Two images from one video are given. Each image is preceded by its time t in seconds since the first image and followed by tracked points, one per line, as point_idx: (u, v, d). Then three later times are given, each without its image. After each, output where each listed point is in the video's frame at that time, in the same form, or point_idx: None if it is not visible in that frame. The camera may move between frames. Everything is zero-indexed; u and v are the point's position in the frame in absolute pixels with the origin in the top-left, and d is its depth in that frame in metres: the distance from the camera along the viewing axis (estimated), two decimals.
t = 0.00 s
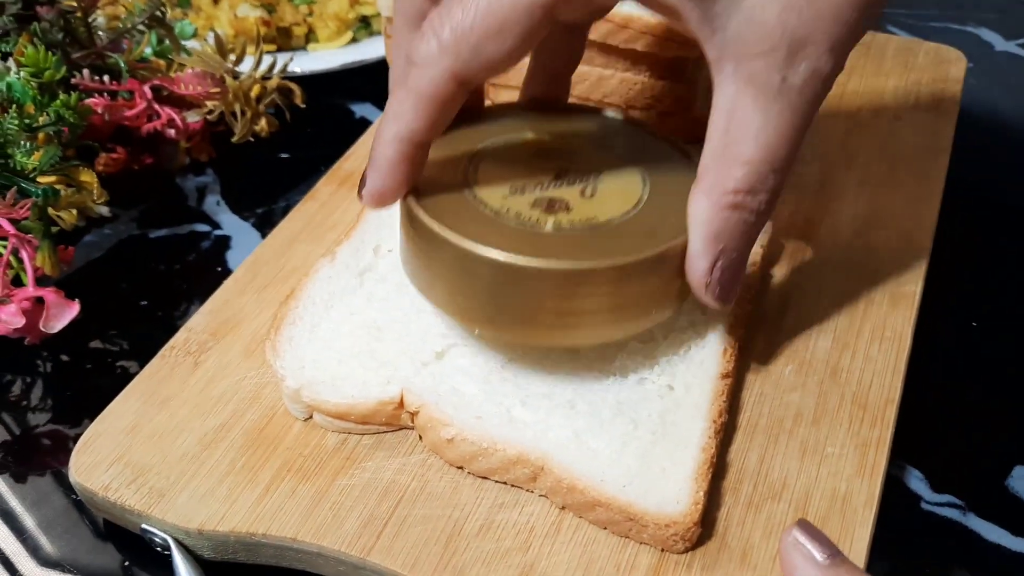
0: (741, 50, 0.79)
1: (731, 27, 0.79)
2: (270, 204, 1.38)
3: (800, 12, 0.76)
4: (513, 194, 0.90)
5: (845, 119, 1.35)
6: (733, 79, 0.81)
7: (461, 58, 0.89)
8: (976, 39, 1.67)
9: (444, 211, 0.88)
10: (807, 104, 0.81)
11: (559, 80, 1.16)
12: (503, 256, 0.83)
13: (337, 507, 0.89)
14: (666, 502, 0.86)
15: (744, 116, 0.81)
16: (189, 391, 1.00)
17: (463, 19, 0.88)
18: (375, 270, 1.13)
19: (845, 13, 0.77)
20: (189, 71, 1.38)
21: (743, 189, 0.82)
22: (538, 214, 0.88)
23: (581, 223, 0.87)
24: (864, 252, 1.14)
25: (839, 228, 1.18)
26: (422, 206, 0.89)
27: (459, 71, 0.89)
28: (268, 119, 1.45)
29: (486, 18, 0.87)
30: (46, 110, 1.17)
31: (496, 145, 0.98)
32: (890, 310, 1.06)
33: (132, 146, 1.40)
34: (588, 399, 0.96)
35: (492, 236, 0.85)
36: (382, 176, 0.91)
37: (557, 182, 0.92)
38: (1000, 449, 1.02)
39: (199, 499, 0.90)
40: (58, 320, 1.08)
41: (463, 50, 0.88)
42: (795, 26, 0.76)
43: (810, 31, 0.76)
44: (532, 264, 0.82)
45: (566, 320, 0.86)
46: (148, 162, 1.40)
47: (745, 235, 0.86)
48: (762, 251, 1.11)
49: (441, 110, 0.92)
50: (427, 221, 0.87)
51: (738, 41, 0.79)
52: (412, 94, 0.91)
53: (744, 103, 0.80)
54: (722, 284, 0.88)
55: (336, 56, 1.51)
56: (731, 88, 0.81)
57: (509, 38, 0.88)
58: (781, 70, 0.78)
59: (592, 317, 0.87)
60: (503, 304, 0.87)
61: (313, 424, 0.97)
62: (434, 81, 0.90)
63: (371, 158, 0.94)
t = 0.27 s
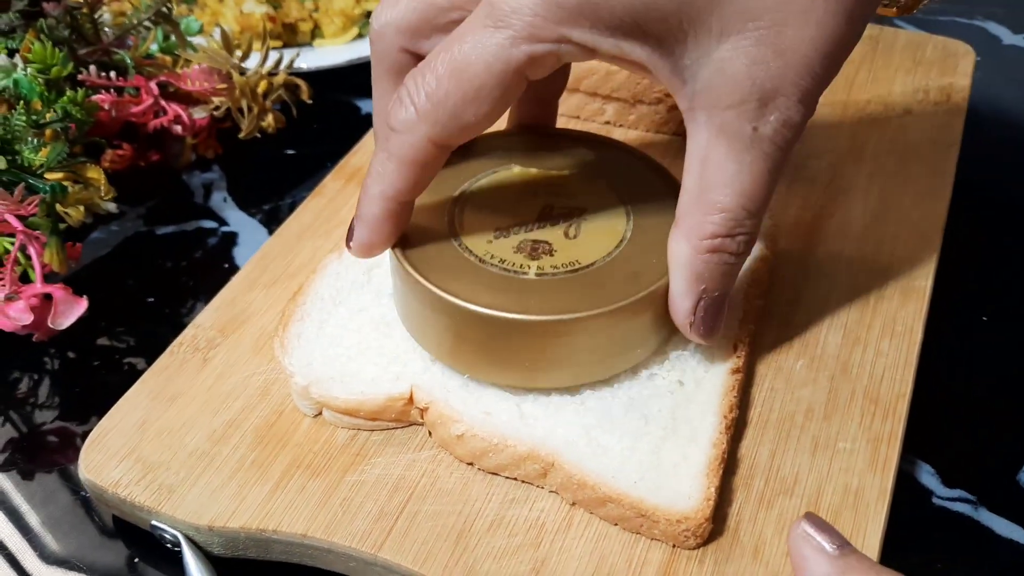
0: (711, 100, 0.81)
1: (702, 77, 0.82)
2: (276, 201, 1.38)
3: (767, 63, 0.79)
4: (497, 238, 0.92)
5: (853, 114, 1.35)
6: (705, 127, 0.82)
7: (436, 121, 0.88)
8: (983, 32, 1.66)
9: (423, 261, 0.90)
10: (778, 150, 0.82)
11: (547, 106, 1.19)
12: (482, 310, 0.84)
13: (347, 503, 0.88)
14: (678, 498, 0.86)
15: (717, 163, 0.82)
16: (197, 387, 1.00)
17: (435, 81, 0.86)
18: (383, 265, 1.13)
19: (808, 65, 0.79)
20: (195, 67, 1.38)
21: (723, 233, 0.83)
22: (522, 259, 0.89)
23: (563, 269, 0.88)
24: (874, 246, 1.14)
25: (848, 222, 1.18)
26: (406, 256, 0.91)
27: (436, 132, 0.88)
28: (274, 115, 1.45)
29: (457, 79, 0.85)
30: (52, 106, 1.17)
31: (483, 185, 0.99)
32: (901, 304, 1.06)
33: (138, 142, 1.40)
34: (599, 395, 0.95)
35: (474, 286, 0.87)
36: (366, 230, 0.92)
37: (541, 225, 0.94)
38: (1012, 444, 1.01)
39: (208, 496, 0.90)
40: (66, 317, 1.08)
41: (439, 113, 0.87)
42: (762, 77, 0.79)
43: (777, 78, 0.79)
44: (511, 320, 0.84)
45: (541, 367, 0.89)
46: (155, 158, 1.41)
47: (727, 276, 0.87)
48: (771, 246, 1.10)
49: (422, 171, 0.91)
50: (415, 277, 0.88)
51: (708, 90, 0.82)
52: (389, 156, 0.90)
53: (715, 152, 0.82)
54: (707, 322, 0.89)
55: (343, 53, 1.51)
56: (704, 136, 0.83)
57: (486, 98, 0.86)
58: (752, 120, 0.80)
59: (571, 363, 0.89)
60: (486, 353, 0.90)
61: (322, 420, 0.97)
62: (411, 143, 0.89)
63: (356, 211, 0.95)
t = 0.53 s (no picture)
0: (705, 126, 0.79)
1: (696, 101, 0.79)
2: (278, 202, 1.37)
3: (761, 91, 0.76)
4: (495, 258, 0.92)
5: (858, 115, 1.34)
6: (700, 153, 0.80)
7: (431, 153, 0.86)
8: (989, 31, 1.65)
9: (421, 285, 0.90)
10: (773, 171, 0.80)
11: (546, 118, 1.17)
12: (480, 336, 0.85)
13: (350, 509, 0.88)
14: (681, 506, 0.86)
15: (713, 186, 0.81)
16: (199, 392, 1.00)
17: (427, 113, 0.84)
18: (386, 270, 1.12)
19: (803, 91, 0.76)
20: (196, 69, 1.38)
21: (721, 253, 0.83)
22: (520, 280, 0.89)
23: (561, 290, 0.88)
24: (879, 249, 1.13)
25: (853, 225, 1.17)
26: (406, 279, 0.91)
27: (430, 163, 0.87)
28: (275, 116, 1.43)
29: (448, 113, 0.83)
30: (53, 109, 1.17)
31: (482, 201, 0.99)
32: (906, 309, 1.05)
33: (139, 145, 1.38)
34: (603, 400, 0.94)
35: (470, 312, 0.87)
36: (365, 257, 0.91)
37: (540, 243, 0.94)
38: (1018, 449, 1.01)
39: (210, 503, 0.89)
40: (67, 322, 1.08)
41: (432, 145, 0.85)
42: (756, 105, 0.76)
43: (771, 104, 0.77)
44: (508, 345, 0.84)
45: (538, 386, 0.90)
46: (156, 160, 1.39)
47: (727, 296, 0.86)
48: (775, 249, 1.10)
49: (419, 200, 0.90)
50: (414, 301, 0.88)
51: (702, 115, 0.79)
52: (385, 186, 0.89)
53: (710, 176, 0.81)
54: (708, 341, 0.89)
55: (343, 53, 1.50)
56: (698, 161, 0.81)
57: (480, 130, 0.84)
58: (747, 145, 0.78)
59: (570, 382, 0.89)
60: (485, 372, 0.90)
61: (325, 425, 0.97)
62: (407, 174, 0.87)
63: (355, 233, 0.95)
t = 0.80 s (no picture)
0: (705, 150, 0.79)
1: (699, 128, 0.79)
2: (279, 203, 1.36)
3: (760, 121, 0.76)
4: (500, 280, 0.92)
5: (862, 116, 1.33)
6: (698, 175, 0.81)
7: (445, 185, 0.85)
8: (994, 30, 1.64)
9: (426, 304, 0.90)
10: (772, 192, 0.81)
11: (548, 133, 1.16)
12: (483, 357, 0.85)
13: (352, 515, 0.88)
14: (686, 511, 0.85)
15: (712, 207, 0.81)
16: (200, 395, 0.99)
17: (435, 144, 0.84)
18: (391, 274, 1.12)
19: (804, 121, 0.77)
20: (197, 70, 1.36)
21: (720, 271, 0.84)
22: (524, 301, 0.89)
23: (565, 311, 0.88)
24: (884, 252, 1.13)
25: (858, 227, 1.17)
26: (412, 298, 0.91)
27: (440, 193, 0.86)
28: (276, 117, 1.43)
29: (457, 144, 0.83)
30: (54, 110, 1.16)
31: (487, 222, 0.98)
32: (911, 312, 1.04)
33: (140, 145, 1.38)
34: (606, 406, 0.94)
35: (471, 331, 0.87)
36: (375, 280, 0.91)
37: (544, 263, 0.93)
38: None
39: (211, 508, 0.89)
40: (68, 324, 1.07)
41: (442, 175, 0.85)
42: (757, 134, 0.77)
43: (772, 132, 0.77)
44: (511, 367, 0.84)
45: (543, 407, 0.90)
46: (156, 161, 1.38)
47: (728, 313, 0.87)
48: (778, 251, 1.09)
49: (430, 230, 0.89)
50: (416, 318, 0.89)
51: (702, 140, 0.79)
52: (397, 215, 0.88)
53: (709, 197, 0.81)
54: (717, 359, 0.88)
55: (344, 52, 1.49)
56: (697, 182, 0.81)
57: (490, 158, 0.84)
58: (747, 170, 0.79)
59: (575, 404, 0.89)
60: (491, 394, 0.90)
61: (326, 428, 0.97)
62: (418, 203, 0.87)
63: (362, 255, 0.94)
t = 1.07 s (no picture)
0: (700, 160, 0.79)
1: (696, 140, 0.79)
2: (282, 201, 1.36)
3: (756, 135, 0.75)
4: (506, 288, 0.91)
5: (868, 114, 1.33)
6: (694, 182, 0.81)
7: (464, 204, 0.85)
8: (1001, 27, 1.64)
9: (434, 313, 0.90)
10: (769, 196, 0.81)
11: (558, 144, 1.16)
12: (486, 364, 0.84)
13: (359, 517, 0.88)
14: (693, 514, 0.85)
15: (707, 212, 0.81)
16: (205, 397, 1.00)
17: (449, 162, 0.83)
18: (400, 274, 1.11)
19: (800, 134, 0.76)
20: (200, 67, 1.36)
21: (716, 273, 0.84)
22: (530, 309, 0.88)
23: (571, 318, 0.87)
24: (891, 252, 1.12)
25: (865, 226, 1.16)
26: (420, 306, 0.91)
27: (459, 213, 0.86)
28: (280, 115, 1.42)
29: (470, 163, 0.82)
30: (57, 108, 1.15)
31: (494, 233, 0.98)
32: (919, 312, 1.04)
33: (142, 142, 1.37)
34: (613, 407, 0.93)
35: (472, 333, 0.87)
36: (388, 297, 0.91)
37: (550, 271, 0.93)
38: None
39: (217, 511, 0.89)
40: (71, 323, 1.07)
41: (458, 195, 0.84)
42: (753, 146, 0.76)
43: (768, 144, 0.76)
44: (516, 375, 0.84)
45: (549, 415, 0.90)
46: (159, 158, 1.38)
47: (728, 316, 0.87)
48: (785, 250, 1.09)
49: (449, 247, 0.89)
50: (421, 323, 0.89)
51: (696, 148, 0.79)
52: (416, 236, 0.88)
53: (704, 202, 0.81)
54: (726, 359, 0.87)
55: (347, 49, 1.48)
56: (692, 187, 0.81)
57: (505, 174, 0.84)
58: (741, 178, 0.79)
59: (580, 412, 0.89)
60: (497, 402, 0.90)
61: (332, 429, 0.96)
62: (436, 223, 0.87)
63: (375, 270, 0.94)
